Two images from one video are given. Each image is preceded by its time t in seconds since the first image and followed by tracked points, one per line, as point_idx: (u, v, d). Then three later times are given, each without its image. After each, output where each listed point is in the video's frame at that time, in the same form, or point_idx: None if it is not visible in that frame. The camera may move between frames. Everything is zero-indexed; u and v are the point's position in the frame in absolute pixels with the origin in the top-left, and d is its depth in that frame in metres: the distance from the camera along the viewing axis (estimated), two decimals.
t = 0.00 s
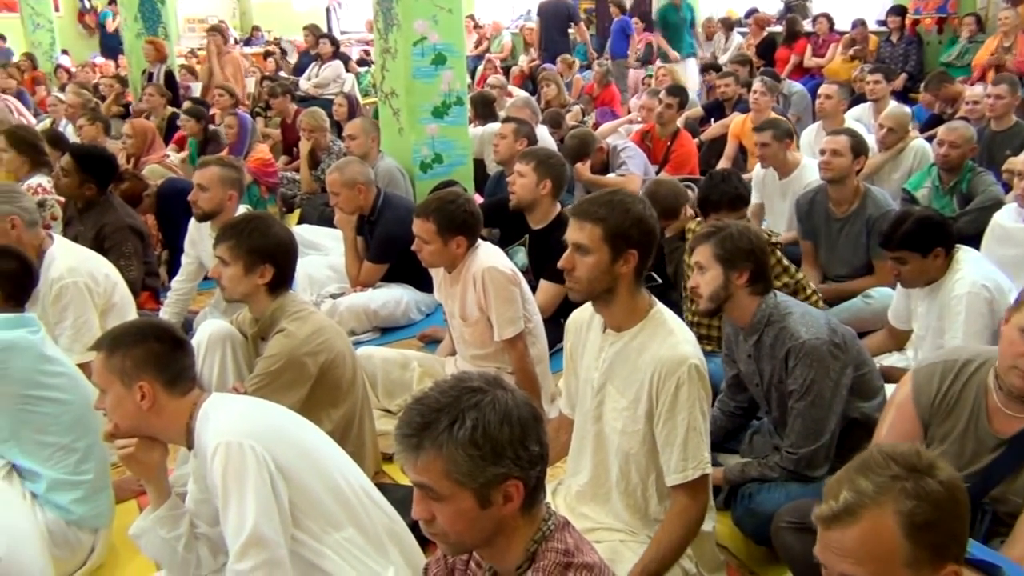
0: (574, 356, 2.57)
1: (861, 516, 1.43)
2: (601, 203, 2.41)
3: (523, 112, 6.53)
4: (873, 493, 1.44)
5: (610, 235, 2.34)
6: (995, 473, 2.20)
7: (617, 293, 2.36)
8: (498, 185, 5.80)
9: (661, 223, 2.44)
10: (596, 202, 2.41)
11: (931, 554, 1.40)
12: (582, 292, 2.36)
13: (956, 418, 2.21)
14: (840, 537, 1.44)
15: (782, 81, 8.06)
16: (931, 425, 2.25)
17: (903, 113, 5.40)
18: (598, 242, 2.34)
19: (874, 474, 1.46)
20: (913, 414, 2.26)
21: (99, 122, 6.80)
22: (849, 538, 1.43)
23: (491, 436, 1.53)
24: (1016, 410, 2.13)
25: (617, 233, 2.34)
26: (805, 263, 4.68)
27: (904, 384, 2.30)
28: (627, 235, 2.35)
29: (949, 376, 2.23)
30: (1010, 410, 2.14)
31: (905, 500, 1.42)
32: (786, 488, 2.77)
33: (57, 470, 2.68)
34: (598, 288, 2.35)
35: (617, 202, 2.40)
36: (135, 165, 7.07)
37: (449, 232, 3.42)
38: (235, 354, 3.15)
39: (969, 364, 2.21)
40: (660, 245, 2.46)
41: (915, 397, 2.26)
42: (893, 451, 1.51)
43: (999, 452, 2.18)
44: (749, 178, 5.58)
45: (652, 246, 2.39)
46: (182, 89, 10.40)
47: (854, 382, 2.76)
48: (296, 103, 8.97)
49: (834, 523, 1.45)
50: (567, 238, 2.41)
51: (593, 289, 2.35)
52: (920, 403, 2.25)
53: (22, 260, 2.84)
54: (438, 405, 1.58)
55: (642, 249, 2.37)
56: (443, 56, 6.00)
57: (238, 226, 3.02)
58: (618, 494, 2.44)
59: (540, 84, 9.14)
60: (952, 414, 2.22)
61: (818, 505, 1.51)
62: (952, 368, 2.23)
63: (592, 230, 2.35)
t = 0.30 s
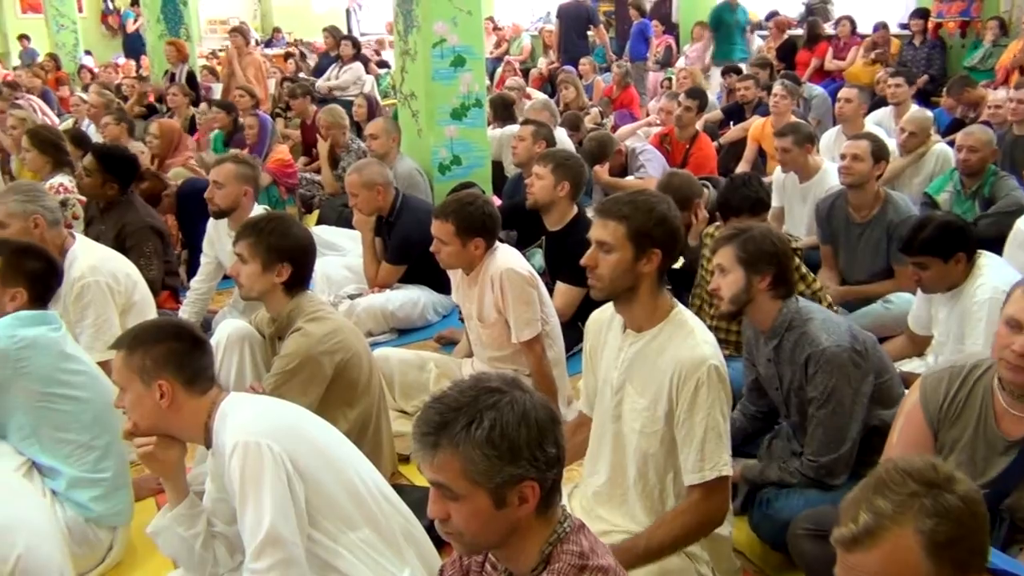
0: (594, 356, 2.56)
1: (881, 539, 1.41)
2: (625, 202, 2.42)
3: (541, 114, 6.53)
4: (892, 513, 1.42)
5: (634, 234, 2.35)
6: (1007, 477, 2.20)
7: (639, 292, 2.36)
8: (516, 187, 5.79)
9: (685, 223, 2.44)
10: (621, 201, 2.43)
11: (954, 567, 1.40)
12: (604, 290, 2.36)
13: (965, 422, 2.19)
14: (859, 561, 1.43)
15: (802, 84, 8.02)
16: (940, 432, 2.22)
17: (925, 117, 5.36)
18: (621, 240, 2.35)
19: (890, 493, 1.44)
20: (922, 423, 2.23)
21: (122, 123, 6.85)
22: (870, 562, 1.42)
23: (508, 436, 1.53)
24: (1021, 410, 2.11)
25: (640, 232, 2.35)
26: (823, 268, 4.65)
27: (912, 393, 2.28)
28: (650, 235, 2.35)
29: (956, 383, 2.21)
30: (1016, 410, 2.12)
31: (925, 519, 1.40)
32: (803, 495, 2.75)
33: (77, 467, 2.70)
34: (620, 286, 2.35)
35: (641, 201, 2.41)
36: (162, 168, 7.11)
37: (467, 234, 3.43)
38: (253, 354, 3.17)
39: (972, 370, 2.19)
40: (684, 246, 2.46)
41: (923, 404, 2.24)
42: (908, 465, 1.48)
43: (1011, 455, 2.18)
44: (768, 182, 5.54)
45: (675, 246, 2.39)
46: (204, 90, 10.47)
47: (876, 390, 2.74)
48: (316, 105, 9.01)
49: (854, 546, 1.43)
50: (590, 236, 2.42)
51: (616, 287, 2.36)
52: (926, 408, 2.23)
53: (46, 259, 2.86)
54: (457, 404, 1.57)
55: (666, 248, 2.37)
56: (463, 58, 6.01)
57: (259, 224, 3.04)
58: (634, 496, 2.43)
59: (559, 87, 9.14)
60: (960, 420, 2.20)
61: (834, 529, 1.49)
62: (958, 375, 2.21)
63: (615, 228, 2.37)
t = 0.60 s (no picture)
0: (616, 355, 2.55)
1: (925, 527, 1.22)
2: (647, 201, 2.42)
3: (561, 114, 6.52)
4: (940, 502, 1.23)
5: (655, 233, 2.35)
6: None
7: (660, 291, 2.36)
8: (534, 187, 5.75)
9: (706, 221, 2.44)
10: (642, 200, 2.42)
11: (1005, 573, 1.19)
12: (626, 289, 2.36)
13: (972, 421, 2.14)
14: (904, 547, 1.23)
15: (823, 84, 7.99)
16: (950, 433, 2.17)
17: (947, 118, 5.33)
18: (643, 238, 2.35)
19: (939, 482, 1.25)
20: (931, 425, 2.20)
21: (145, 122, 6.90)
22: (911, 551, 1.22)
23: (528, 435, 1.53)
24: None
25: (661, 231, 2.35)
26: (844, 269, 4.62)
27: (921, 397, 2.26)
28: (672, 233, 2.35)
29: (962, 384, 2.18)
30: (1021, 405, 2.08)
31: (973, 513, 1.21)
32: (824, 498, 2.74)
33: (100, 465, 2.71)
34: (641, 285, 2.35)
35: (664, 199, 2.41)
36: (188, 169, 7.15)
37: (486, 235, 3.43)
38: (272, 352, 3.18)
39: (978, 371, 2.18)
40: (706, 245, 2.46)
41: (931, 404, 2.21)
42: (958, 460, 1.30)
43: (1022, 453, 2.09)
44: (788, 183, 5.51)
45: (697, 245, 2.38)
46: (225, 90, 10.53)
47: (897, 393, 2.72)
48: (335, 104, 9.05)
49: (895, 533, 1.24)
50: (612, 235, 2.42)
51: (637, 286, 2.35)
52: (935, 409, 2.20)
53: (71, 258, 2.89)
54: (478, 401, 1.58)
55: (687, 246, 2.36)
56: (482, 58, 6.01)
57: (275, 222, 3.07)
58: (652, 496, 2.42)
59: (578, 87, 9.13)
60: (968, 418, 2.15)
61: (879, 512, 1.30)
62: (965, 376, 2.19)
63: (637, 227, 2.36)
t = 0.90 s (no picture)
0: (633, 355, 2.54)
1: (999, 482, 1.15)
2: (664, 202, 2.41)
3: (580, 113, 6.52)
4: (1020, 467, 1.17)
5: (673, 234, 2.33)
6: None
7: (678, 292, 2.34)
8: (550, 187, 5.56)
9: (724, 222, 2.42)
10: (659, 201, 2.41)
11: None
12: (644, 290, 2.35)
13: (986, 421, 2.09)
14: (966, 499, 1.15)
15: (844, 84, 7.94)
16: (964, 434, 2.13)
17: (970, 118, 5.32)
18: (660, 240, 2.33)
19: None
20: (945, 426, 2.15)
21: (168, 119, 6.94)
22: (977, 499, 1.14)
23: (546, 434, 1.53)
24: None
25: (679, 232, 2.33)
26: (863, 270, 4.59)
27: (935, 399, 2.22)
28: (690, 234, 2.34)
29: (976, 385, 2.14)
30: None
31: None
32: (841, 500, 2.72)
33: (121, 462, 2.74)
34: (659, 287, 2.34)
35: (680, 201, 2.39)
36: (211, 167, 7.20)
37: (497, 237, 3.42)
38: (290, 348, 3.18)
39: (992, 371, 2.14)
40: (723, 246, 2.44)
41: (944, 406, 2.17)
42: None
43: None
44: (808, 183, 5.48)
45: (715, 246, 2.37)
46: (246, 88, 10.59)
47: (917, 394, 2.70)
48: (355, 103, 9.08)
49: (967, 481, 1.17)
50: (629, 237, 2.41)
51: (655, 288, 2.34)
52: (947, 411, 2.16)
53: (93, 254, 2.91)
54: (497, 399, 1.57)
55: (705, 247, 2.35)
56: (501, 57, 6.00)
57: (286, 223, 3.10)
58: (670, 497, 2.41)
59: (597, 86, 9.11)
60: (982, 417, 2.10)
61: (954, 468, 1.24)
62: (980, 376, 2.14)
63: (654, 228, 2.35)
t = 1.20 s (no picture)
0: (652, 357, 2.54)
1: None
2: (681, 204, 2.40)
3: (601, 110, 6.50)
4: None
5: (690, 237, 2.33)
6: None
7: (698, 294, 2.34)
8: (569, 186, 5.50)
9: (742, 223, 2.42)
10: (676, 203, 2.40)
11: None
12: (663, 294, 2.34)
13: (1006, 423, 2.07)
14: None
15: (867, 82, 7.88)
16: (984, 435, 2.12)
17: (995, 116, 5.25)
18: (677, 243, 2.33)
19: None
20: (965, 427, 2.14)
21: (195, 114, 6.98)
22: None
23: (568, 433, 1.53)
24: None
25: (697, 234, 2.33)
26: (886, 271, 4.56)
27: (957, 400, 2.20)
28: (708, 236, 2.33)
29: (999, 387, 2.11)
30: None
31: None
32: (861, 501, 2.71)
33: (143, 457, 2.76)
34: (678, 290, 2.34)
35: (697, 202, 2.39)
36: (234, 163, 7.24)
37: (521, 231, 3.43)
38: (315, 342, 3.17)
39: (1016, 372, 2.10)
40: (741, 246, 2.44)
41: (965, 408, 2.15)
42: None
43: None
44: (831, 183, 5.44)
45: (733, 247, 2.36)
46: (268, 86, 10.64)
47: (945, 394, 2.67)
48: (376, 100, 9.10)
49: None
50: (646, 239, 2.41)
51: (673, 290, 2.34)
52: (967, 411, 2.14)
53: (117, 249, 2.93)
54: (518, 397, 1.57)
55: (724, 249, 2.34)
56: (523, 55, 5.98)
57: (303, 221, 3.11)
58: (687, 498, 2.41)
59: (619, 84, 9.09)
60: (1003, 419, 2.08)
61: None
62: (1004, 377, 2.11)
63: (671, 231, 2.35)
